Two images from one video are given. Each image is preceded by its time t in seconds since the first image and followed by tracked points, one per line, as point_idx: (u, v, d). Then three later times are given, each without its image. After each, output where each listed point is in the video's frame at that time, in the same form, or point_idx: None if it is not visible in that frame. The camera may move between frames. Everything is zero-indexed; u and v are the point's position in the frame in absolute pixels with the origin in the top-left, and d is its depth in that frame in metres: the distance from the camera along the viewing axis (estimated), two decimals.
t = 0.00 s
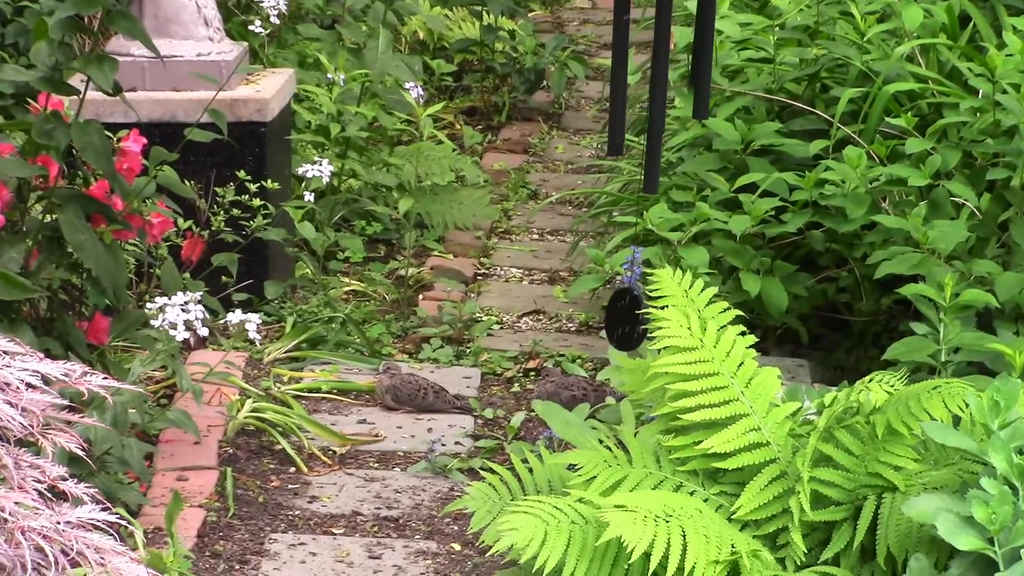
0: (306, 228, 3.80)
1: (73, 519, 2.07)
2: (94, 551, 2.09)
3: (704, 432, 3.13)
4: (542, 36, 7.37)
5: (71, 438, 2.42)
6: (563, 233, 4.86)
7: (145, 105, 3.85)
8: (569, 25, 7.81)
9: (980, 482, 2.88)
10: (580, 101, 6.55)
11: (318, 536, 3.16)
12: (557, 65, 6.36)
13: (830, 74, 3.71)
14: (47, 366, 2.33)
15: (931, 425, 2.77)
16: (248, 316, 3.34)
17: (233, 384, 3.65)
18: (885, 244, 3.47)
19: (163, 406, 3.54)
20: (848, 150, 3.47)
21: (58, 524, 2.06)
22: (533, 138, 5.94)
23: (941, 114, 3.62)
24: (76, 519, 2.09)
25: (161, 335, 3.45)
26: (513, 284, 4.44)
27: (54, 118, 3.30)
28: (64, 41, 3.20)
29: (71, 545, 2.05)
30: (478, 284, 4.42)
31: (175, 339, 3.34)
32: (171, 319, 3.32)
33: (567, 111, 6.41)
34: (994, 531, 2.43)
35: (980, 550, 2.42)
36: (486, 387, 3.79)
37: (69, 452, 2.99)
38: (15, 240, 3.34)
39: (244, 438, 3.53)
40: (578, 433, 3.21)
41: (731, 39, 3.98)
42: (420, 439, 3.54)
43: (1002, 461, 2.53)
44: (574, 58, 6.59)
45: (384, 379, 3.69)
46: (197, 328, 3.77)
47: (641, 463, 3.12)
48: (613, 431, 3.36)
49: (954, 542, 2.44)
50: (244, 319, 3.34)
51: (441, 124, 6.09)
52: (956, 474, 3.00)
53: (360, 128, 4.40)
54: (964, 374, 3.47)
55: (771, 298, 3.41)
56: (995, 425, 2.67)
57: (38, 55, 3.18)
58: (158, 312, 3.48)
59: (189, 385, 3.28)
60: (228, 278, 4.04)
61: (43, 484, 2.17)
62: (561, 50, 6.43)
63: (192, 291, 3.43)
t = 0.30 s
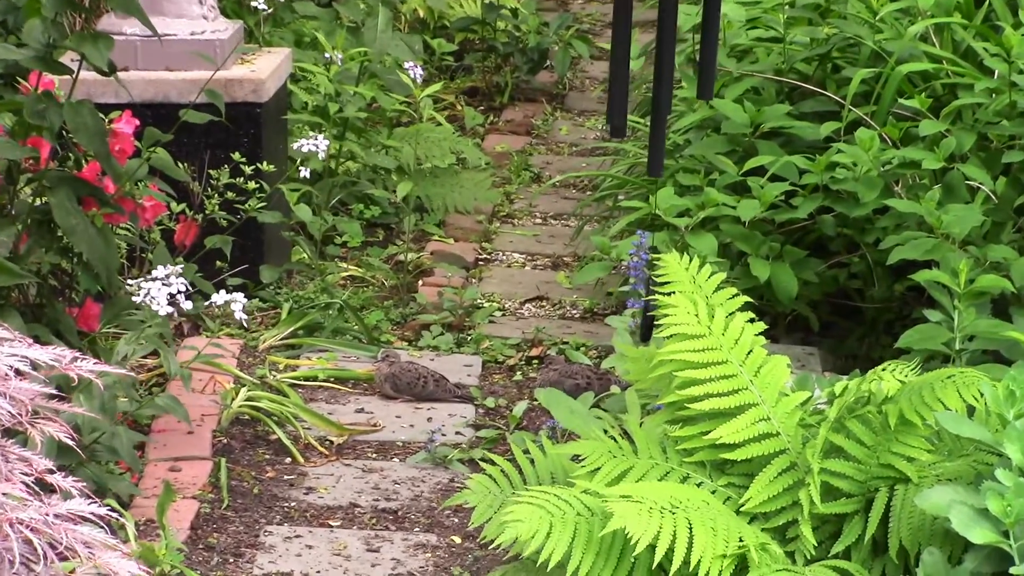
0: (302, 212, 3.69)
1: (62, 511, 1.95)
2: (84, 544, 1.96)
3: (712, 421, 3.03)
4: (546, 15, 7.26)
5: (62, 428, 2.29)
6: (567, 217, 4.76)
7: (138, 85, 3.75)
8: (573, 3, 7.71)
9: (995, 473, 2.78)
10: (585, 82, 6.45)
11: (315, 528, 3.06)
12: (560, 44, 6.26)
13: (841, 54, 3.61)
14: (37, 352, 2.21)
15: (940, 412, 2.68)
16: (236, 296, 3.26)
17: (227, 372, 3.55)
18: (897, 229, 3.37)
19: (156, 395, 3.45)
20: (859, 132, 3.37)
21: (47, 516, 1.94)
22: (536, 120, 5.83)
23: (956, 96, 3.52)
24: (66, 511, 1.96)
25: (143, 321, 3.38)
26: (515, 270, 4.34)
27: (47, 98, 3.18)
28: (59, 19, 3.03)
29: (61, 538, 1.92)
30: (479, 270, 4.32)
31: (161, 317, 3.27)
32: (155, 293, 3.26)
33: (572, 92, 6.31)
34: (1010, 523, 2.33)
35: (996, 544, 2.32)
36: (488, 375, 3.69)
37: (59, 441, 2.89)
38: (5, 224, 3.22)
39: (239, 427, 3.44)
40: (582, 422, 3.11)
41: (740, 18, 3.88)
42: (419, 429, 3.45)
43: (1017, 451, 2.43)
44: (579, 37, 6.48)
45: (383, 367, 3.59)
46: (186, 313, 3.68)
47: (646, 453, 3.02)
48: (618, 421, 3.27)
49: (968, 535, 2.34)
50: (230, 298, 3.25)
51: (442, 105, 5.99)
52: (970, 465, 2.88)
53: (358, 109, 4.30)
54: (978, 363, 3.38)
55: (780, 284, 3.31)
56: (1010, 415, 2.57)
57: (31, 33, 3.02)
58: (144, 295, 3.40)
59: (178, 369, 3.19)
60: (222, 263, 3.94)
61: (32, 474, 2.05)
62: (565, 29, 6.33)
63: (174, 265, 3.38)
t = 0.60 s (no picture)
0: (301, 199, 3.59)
1: (56, 505, 1.94)
2: (78, 539, 1.95)
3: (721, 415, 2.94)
4: None
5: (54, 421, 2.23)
6: (573, 205, 4.66)
7: (131, 70, 3.65)
8: None
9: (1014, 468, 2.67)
10: (590, 66, 6.35)
11: (313, 525, 2.98)
12: (566, 28, 6.16)
13: (855, 37, 3.51)
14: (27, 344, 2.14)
15: (955, 404, 2.60)
16: (236, 291, 3.16)
17: (224, 364, 3.46)
18: (912, 217, 3.28)
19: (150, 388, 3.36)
20: (873, 117, 3.27)
21: (37, 511, 1.90)
22: (541, 105, 5.73)
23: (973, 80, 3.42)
24: (58, 505, 1.94)
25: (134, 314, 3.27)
26: (519, 259, 4.24)
27: (39, 82, 3.07)
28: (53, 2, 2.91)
29: (52, 533, 1.89)
30: (483, 259, 4.22)
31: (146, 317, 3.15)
32: (140, 291, 3.13)
33: (577, 76, 6.21)
34: None
35: (1013, 541, 2.25)
36: (491, 368, 3.60)
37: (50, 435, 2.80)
38: None
39: (235, 421, 3.34)
40: (588, 417, 3.02)
41: None
42: (420, 423, 3.35)
43: None
44: (585, 20, 6.38)
45: (383, 360, 3.50)
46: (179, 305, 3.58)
47: (653, 449, 2.93)
48: (625, 415, 3.17)
49: (984, 531, 2.27)
50: (231, 294, 3.15)
51: (444, 89, 5.89)
52: (988, 460, 2.77)
53: (358, 94, 4.20)
54: (996, 355, 3.28)
55: (792, 275, 3.22)
56: None
57: (23, 16, 2.89)
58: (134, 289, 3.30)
59: (174, 364, 3.10)
60: (218, 252, 3.84)
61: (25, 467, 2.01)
62: (571, 12, 6.22)
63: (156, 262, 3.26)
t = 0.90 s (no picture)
0: (301, 192, 3.48)
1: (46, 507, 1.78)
2: (67, 545, 1.78)
3: (730, 416, 2.80)
4: None
5: (46, 424, 2.07)
6: (581, 198, 4.57)
7: (127, 58, 3.56)
8: None
9: None
10: (599, 55, 6.26)
11: (314, 527, 2.88)
12: (574, 16, 6.06)
13: (872, 26, 3.42)
14: (18, 343, 1.99)
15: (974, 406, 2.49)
16: (243, 297, 3.05)
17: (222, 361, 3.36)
18: (930, 211, 3.18)
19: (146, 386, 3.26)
20: (891, 109, 3.18)
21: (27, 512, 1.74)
22: (548, 95, 5.64)
23: (993, 70, 3.33)
24: (50, 506, 1.77)
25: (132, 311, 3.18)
26: (526, 253, 4.15)
27: (31, 71, 2.97)
28: None
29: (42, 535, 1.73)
30: (488, 253, 4.13)
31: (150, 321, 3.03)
32: (146, 294, 3.00)
33: (586, 65, 6.12)
34: None
35: None
36: (497, 366, 3.50)
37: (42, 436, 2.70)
38: None
39: (234, 420, 3.25)
40: (596, 417, 2.92)
41: None
42: (424, 422, 3.26)
43: None
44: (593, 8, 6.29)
45: (386, 357, 3.40)
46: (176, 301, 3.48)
47: (661, 451, 2.80)
48: (635, 415, 3.08)
49: (1004, 535, 2.18)
50: (238, 301, 3.05)
51: (449, 78, 5.79)
52: (1008, 462, 2.61)
53: (360, 83, 4.10)
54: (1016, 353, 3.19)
55: (806, 271, 3.13)
56: None
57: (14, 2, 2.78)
58: (134, 284, 3.20)
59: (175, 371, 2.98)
60: (215, 246, 3.74)
61: (15, 471, 1.86)
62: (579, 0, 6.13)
63: (165, 265, 3.12)
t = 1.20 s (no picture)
0: (303, 183, 3.37)
1: (42, 512, 1.66)
2: (65, 550, 1.66)
3: (740, 417, 2.64)
4: None
5: (41, 425, 1.92)
6: (591, 190, 4.48)
7: (125, 45, 3.47)
8: None
9: None
10: (610, 43, 6.17)
11: (315, 528, 2.79)
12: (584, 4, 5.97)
13: (891, 14, 3.33)
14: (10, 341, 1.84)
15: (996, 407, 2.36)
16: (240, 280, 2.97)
17: (221, 357, 3.26)
18: (951, 205, 3.08)
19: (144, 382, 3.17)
20: (911, 99, 3.08)
21: (21, 517, 1.62)
22: (558, 84, 5.55)
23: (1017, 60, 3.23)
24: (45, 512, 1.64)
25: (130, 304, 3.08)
26: (534, 247, 4.06)
27: (25, 59, 2.86)
28: None
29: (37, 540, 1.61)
30: (496, 247, 4.03)
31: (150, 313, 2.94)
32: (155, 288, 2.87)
33: (597, 53, 6.03)
34: None
35: None
36: (504, 363, 3.41)
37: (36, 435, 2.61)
38: None
39: (233, 418, 3.16)
40: (608, 416, 2.82)
41: None
42: (429, 421, 3.17)
43: None
44: None
45: (391, 353, 3.30)
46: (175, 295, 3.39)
47: (671, 453, 2.65)
48: (646, 414, 2.98)
49: None
50: (234, 283, 2.96)
51: (456, 67, 5.70)
52: None
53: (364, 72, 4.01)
54: None
55: (824, 266, 3.03)
56: None
57: None
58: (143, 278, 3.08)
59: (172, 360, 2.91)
60: (214, 239, 3.64)
61: (6, 475, 1.74)
62: None
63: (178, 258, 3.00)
